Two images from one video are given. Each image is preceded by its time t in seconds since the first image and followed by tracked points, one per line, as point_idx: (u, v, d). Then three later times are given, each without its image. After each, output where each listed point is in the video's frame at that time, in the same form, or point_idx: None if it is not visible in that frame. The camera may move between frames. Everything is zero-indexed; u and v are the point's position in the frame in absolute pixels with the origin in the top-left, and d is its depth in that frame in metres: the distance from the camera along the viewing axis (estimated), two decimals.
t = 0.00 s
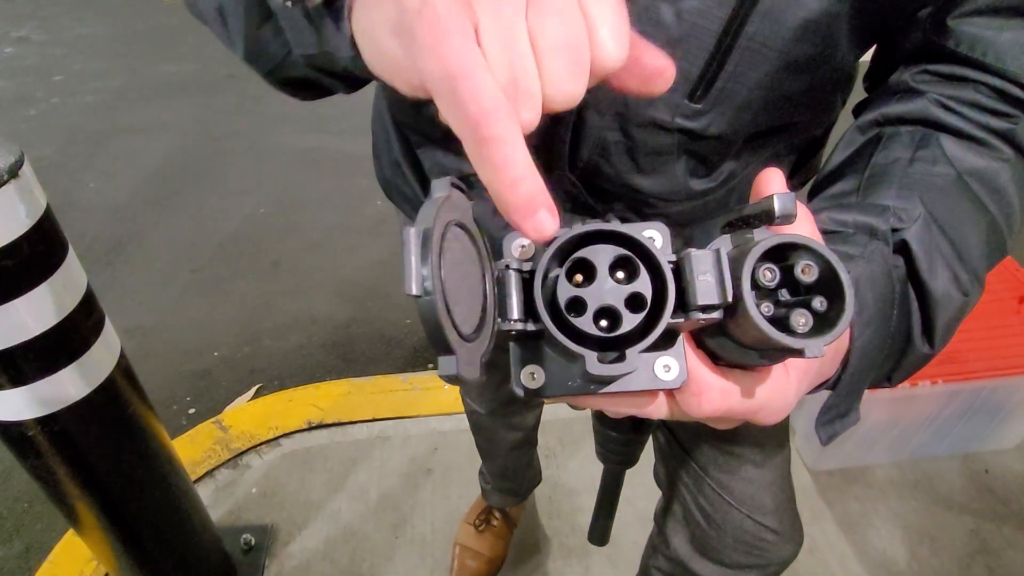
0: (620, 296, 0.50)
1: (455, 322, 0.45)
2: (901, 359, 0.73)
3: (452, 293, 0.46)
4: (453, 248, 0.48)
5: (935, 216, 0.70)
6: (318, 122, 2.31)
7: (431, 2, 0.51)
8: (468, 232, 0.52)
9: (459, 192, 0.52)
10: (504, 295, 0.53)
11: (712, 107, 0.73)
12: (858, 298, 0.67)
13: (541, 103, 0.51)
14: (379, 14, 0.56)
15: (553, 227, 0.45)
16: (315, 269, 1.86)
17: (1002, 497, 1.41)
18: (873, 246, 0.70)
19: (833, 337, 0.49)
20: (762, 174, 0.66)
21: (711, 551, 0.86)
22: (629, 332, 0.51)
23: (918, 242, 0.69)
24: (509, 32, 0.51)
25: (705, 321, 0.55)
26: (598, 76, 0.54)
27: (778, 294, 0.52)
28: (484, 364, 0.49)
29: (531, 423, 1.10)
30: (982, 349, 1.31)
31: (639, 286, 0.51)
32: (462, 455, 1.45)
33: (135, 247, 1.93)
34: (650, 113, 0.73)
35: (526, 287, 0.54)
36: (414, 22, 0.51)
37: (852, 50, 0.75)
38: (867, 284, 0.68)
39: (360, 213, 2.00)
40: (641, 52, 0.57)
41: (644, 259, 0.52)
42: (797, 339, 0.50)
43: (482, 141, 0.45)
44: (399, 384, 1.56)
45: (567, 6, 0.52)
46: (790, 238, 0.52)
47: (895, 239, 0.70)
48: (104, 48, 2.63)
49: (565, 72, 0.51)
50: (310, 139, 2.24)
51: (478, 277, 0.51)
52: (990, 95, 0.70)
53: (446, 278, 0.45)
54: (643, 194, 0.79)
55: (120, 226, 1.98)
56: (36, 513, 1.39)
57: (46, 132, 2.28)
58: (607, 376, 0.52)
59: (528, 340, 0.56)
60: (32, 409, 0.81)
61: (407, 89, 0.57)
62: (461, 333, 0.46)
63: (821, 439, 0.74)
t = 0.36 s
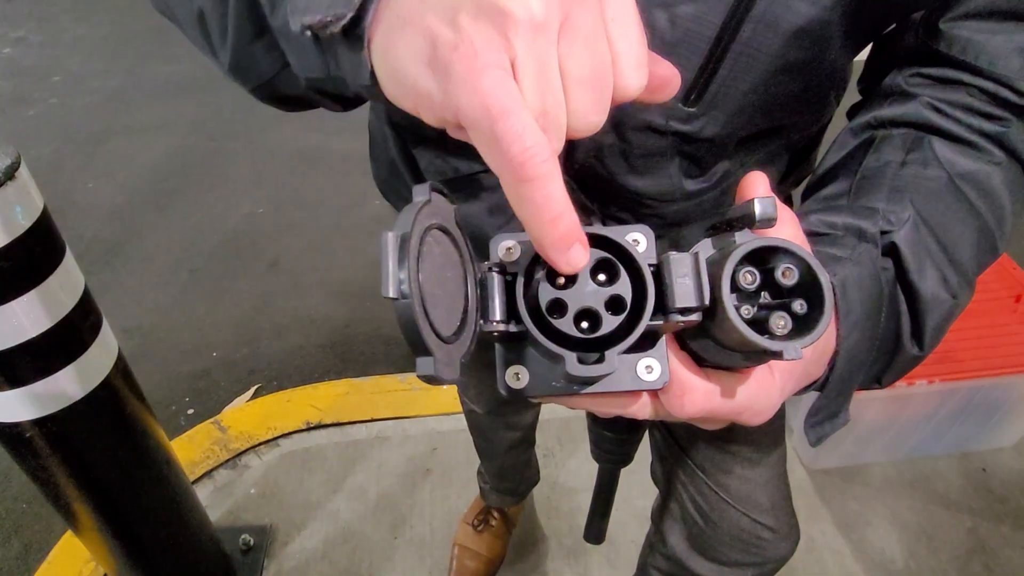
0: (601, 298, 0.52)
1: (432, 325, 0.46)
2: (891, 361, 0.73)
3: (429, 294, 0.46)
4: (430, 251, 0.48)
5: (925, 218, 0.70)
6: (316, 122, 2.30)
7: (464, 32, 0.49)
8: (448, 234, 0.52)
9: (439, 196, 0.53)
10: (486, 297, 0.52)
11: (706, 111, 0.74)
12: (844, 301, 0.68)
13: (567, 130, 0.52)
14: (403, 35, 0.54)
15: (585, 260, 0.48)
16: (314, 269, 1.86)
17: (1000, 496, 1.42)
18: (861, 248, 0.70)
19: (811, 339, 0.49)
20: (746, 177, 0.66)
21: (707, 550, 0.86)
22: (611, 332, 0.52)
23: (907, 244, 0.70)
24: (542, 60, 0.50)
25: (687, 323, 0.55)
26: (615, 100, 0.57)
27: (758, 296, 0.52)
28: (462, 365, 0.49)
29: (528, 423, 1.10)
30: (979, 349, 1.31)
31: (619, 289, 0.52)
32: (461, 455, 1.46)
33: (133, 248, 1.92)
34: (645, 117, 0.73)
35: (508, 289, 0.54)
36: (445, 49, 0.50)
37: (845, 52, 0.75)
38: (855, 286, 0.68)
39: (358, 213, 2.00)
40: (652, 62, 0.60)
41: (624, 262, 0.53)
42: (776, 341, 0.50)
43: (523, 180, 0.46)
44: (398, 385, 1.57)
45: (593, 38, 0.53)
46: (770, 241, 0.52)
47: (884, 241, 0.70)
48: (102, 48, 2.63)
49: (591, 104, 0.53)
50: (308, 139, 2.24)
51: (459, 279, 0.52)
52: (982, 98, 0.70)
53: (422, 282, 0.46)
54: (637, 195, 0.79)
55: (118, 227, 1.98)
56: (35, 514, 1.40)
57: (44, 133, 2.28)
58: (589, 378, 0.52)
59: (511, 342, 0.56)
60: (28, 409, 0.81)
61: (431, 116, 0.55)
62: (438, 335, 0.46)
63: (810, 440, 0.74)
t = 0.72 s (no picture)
0: (592, 291, 0.51)
1: (421, 316, 0.45)
2: (885, 356, 0.73)
3: (419, 287, 0.46)
4: (420, 244, 0.48)
5: (919, 214, 0.70)
6: (316, 121, 2.30)
7: (461, 40, 0.49)
8: (440, 228, 0.51)
9: (431, 189, 0.52)
10: (479, 290, 0.53)
11: (700, 107, 0.73)
12: (837, 295, 0.68)
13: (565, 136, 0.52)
14: (402, 44, 0.53)
15: (581, 267, 0.48)
16: (314, 269, 1.85)
17: (1001, 494, 1.41)
18: (855, 242, 0.70)
19: (803, 330, 0.49)
20: (738, 172, 0.66)
21: (705, 547, 0.86)
22: (602, 325, 0.52)
23: (900, 238, 0.69)
24: (540, 68, 0.50)
25: (678, 317, 0.55)
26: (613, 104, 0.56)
27: (751, 289, 0.52)
28: (453, 358, 0.48)
29: (527, 422, 1.10)
30: (978, 347, 1.31)
31: (611, 282, 0.52)
32: (460, 454, 1.45)
33: (133, 248, 1.92)
34: (640, 113, 0.73)
35: (500, 283, 0.54)
36: (443, 59, 0.49)
37: (840, 48, 0.75)
38: (849, 281, 0.68)
39: (358, 213, 2.00)
40: (649, 65, 0.59)
41: (617, 256, 0.54)
42: (768, 332, 0.50)
43: (521, 189, 0.45)
44: (398, 384, 1.56)
45: (591, 43, 0.52)
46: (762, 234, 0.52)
47: (878, 236, 0.70)
48: (101, 48, 2.62)
49: (590, 108, 0.53)
50: (308, 139, 2.24)
51: (451, 272, 0.51)
52: (976, 94, 0.70)
53: (412, 274, 0.45)
54: (633, 191, 0.79)
55: (118, 227, 1.98)
56: (35, 514, 1.40)
57: (43, 133, 2.28)
58: (581, 371, 0.53)
59: (504, 336, 0.56)
60: (25, 408, 0.80)
61: (431, 126, 0.54)
62: (429, 327, 0.46)
63: (804, 435, 0.73)
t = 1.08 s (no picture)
0: (596, 290, 0.52)
1: (425, 314, 0.45)
2: (887, 355, 0.72)
3: (423, 285, 0.46)
4: (423, 243, 0.47)
5: (921, 214, 0.70)
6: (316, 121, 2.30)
7: (501, 49, 0.49)
8: (444, 227, 0.51)
9: (434, 188, 0.52)
10: (482, 289, 0.52)
11: (703, 107, 0.73)
12: (839, 294, 0.67)
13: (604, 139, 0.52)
14: (438, 54, 0.53)
15: (625, 271, 0.47)
16: (314, 269, 1.85)
17: (1002, 493, 1.41)
18: (857, 242, 0.69)
19: (806, 330, 0.49)
20: (741, 170, 0.66)
21: (705, 546, 0.86)
22: (605, 324, 0.52)
23: (902, 238, 0.69)
24: (579, 74, 0.49)
25: (680, 316, 0.54)
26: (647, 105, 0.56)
27: (753, 288, 0.52)
28: (456, 357, 0.48)
29: (528, 422, 1.09)
30: (980, 346, 1.31)
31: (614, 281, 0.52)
32: (461, 453, 1.45)
33: (133, 248, 1.92)
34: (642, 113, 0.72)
35: (503, 282, 0.53)
36: (483, 68, 0.49)
37: (841, 46, 0.75)
38: (851, 281, 0.68)
39: (358, 213, 1.99)
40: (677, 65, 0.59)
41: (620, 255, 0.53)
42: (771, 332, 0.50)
43: (564, 196, 0.45)
44: (398, 383, 1.56)
45: (628, 47, 0.52)
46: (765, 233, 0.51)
47: (880, 236, 0.70)
48: (101, 48, 2.62)
49: (626, 111, 0.53)
50: (308, 139, 2.24)
51: (454, 270, 0.51)
52: (977, 93, 0.70)
53: (417, 273, 0.45)
54: (635, 189, 0.78)
55: (118, 227, 1.98)
56: (35, 514, 1.39)
57: (44, 133, 2.28)
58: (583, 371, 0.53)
59: (506, 335, 0.56)
60: (26, 409, 0.80)
61: (470, 136, 0.54)
62: (432, 325, 0.45)
63: (806, 435, 0.73)
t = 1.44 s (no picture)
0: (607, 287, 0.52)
1: (441, 311, 0.45)
2: (891, 354, 0.72)
3: (439, 282, 0.46)
4: (439, 239, 0.48)
5: (924, 212, 0.70)
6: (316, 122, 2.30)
7: (496, 54, 0.47)
8: (458, 223, 0.52)
9: (448, 186, 0.52)
10: (495, 286, 0.53)
11: (705, 107, 0.73)
12: (845, 292, 0.68)
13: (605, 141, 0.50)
14: (435, 59, 0.51)
15: (622, 273, 0.48)
16: (314, 269, 1.85)
17: (1002, 492, 1.41)
18: (863, 241, 0.70)
19: (815, 328, 0.49)
20: (749, 169, 0.66)
21: (706, 544, 0.86)
22: (616, 322, 0.53)
23: (907, 237, 0.69)
24: (576, 76, 0.47)
25: (692, 313, 0.55)
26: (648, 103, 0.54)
27: (763, 286, 0.53)
28: (471, 354, 0.48)
29: (529, 421, 1.10)
30: (980, 345, 1.31)
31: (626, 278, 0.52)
32: (462, 453, 1.46)
33: (134, 248, 1.92)
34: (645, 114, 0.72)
35: (516, 278, 0.54)
36: (478, 74, 0.48)
37: (840, 47, 0.75)
38: (856, 278, 0.68)
39: (358, 213, 2.00)
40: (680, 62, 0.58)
41: (632, 252, 0.54)
42: (781, 329, 0.50)
43: (562, 201, 0.45)
44: (398, 383, 1.56)
45: (626, 46, 0.49)
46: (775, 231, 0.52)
47: (885, 235, 0.70)
48: (101, 48, 2.62)
49: (627, 111, 0.50)
50: (308, 139, 2.24)
51: (468, 266, 0.51)
52: (979, 94, 0.70)
53: (433, 268, 0.45)
54: (637, 189, 0.78)
55: (119, 227, 1.98)
56: (36, 514, 1.40)
57: (44, 133, 2.28)
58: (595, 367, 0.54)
59: (517, 332, 0.56)
60: (29, 409, 0.81)
61: (468, 139, 0.53)
62: (448, 322, 0.46)
63: (811, 432, 0.74)
